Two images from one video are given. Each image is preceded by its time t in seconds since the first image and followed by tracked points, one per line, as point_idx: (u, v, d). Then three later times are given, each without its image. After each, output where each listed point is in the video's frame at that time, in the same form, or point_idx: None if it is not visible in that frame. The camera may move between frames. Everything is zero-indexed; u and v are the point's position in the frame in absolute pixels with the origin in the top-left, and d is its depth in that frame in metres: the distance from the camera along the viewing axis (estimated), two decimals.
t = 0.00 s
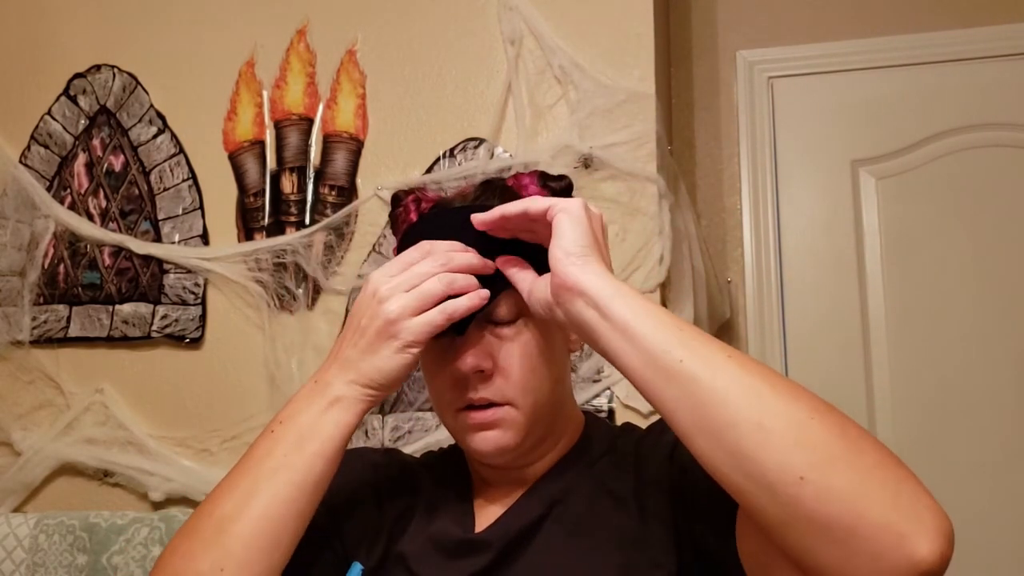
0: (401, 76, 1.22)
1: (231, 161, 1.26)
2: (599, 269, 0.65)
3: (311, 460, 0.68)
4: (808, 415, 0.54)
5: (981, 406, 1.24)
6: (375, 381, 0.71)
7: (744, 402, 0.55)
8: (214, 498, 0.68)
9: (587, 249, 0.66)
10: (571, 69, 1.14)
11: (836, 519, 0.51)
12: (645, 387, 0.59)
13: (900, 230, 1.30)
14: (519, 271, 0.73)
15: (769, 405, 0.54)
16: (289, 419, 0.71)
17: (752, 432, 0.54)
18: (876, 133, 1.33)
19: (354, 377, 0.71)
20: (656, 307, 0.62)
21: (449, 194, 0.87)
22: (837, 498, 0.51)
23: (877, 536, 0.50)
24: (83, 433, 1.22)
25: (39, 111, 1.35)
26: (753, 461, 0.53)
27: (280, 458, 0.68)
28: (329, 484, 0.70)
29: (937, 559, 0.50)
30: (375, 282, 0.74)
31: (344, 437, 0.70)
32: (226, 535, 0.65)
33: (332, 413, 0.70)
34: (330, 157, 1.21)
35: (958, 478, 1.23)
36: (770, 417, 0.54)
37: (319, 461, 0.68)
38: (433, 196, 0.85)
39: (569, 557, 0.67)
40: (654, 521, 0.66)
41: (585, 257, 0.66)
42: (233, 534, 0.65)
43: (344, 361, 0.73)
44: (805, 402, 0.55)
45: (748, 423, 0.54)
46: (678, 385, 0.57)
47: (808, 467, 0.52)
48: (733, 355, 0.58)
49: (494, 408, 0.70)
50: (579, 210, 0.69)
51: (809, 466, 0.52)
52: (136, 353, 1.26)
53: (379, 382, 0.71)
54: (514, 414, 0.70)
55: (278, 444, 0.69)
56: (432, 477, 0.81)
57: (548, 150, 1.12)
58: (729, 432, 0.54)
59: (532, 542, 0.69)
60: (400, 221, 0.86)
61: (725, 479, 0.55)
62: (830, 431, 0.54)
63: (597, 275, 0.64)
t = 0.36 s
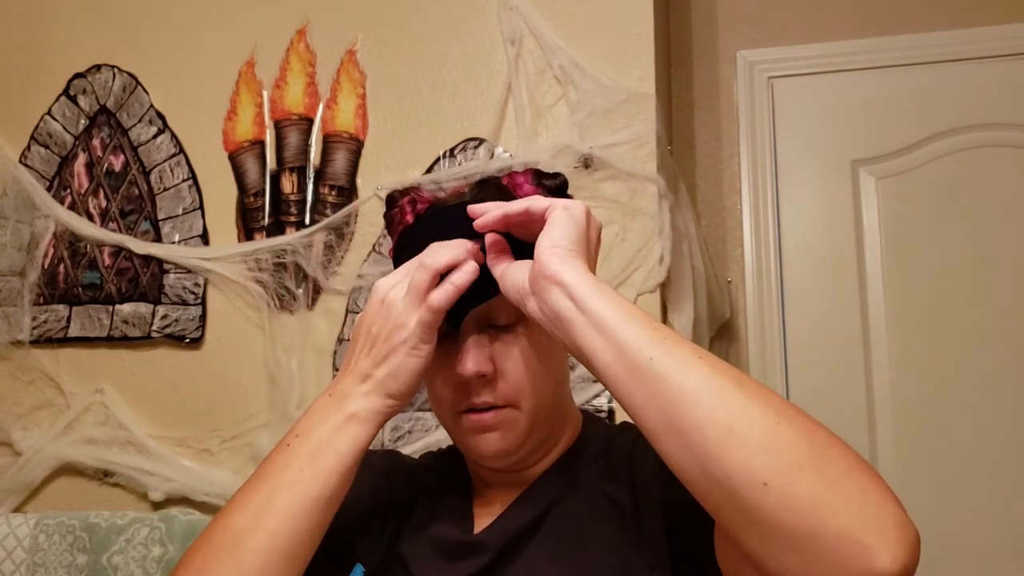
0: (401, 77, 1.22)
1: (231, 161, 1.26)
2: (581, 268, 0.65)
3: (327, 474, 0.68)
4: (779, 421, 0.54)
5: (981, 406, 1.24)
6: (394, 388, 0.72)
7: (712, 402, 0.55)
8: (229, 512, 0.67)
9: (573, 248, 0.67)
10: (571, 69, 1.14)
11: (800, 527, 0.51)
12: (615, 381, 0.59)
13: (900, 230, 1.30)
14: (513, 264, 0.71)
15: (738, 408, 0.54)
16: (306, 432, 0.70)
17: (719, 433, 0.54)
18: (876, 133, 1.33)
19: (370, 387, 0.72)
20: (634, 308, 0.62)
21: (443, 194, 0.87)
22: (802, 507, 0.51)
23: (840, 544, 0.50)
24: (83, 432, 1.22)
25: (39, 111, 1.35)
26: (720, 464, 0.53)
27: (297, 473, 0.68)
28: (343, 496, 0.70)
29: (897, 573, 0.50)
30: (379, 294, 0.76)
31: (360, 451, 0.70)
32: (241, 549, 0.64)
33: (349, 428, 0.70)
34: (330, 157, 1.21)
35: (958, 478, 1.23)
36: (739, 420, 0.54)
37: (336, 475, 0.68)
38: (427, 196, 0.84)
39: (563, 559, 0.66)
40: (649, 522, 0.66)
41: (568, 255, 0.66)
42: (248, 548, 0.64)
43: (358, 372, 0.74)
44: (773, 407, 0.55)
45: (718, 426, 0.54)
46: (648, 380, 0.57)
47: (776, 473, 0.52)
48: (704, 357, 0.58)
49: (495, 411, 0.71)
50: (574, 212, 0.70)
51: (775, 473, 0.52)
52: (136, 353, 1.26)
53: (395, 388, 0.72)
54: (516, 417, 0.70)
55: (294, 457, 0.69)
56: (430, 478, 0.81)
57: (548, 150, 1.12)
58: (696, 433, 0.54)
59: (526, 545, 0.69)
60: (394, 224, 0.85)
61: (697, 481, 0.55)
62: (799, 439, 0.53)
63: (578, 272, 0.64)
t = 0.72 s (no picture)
0: (401, 77, 1.22)
1: (231, 161, 1.26)
2: (585, 274, 0.64)
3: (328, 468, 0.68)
4: (783, 427, 0.54)
5: (981, 406, 1.24)
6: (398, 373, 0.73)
7: (717, 408, 0.55)
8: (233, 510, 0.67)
9: (576, 254, 0.67)
10: (571, 69, 1.14)
11: (804, 532, 0.51)
12: (619, 385, 0.59)
13: (900, 230, 1.30)
14: (512, 268, 0.70)
15: (742, 414, 0.54)
16: (307, 429, 0.70)
17: (723, 439, 0.54)
18: (876, 133, 1.33)
19: (374, 378, 0.73)
20: (638, 313, 0.62)
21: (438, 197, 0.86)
22: (806, 511, 0.51)
23: (844, 549, 0.50)
24: (83, 433, 1.22)
25: (39, 111, 1.35)
26: (725, 470, 0.53)
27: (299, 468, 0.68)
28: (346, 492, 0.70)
29: None
30: (387, 291, 0.78)
31: (361, 445, 0.70)
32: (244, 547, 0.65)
33: (355, 417, 0.71)
34: (330, 157, 1.21)
35: (957, 478, 1.23)
36: (743, 426, 0.54)
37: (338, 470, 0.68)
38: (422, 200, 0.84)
39: (564, 562, 0.66)
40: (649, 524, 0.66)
41: (573, 261, 0.66)
42: (259, 535, 0.65)
43: (362, 364, 0.74)
44: (777, 413, 0.55)
45: (722, 432, 0.54)
46: (651, 386, 0.57)
47: (780, 479, 0.52)
48: (708, 364, 0.58)
49: (498, 412, 0.70)
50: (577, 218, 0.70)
51: (779, 479, 0.52)
52: (136, 353, 1.26)
53: (398, 377, 0.72)
54: (519, 419, 0.70)
55: (296, 454, 0.69)
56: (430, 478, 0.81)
57: (548, 150, 1.12)
58: (701, 441, 0.54)
59: (527, 546, 0.69)
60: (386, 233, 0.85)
61: (699, 486, 0.55)
62: (804, 445, 0.53)
63: (581, 277, 0.64)
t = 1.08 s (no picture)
0: (401, 77, 1.22)
1: (231, 161, 1.26)
2: (596, 291, 0.64)
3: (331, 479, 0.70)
4: (795, 433, 0.54)
5: (981, 406, 1.24)
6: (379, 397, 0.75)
7: (730, 416, 0.55)
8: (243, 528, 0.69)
9: (587, 270, 0.67)
10: (571, 69, 1.14)
11: (822, 537, 0.51)
12: (635, 403, 0.59)
13: (899, 230, 1.31)
14: (526, 284, 0.70)
15: (755, 421, 0.54)
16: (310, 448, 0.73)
17: (738, 448, 0.54)
18: (876, 133, 1.33)
19: (360, 408, 0.75)
20: (649, 327, 0.62)
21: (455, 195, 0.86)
22: (822, 516, 0.51)
23: (863, 553, 0.50)
24: (83, 433, 1.22)
25: (39, 111, 1.35)
26: (740, 477, 0.53)
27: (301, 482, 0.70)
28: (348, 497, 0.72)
29: None
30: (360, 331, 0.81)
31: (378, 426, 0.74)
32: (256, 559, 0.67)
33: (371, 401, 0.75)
34: (330, 157, 1.21)
35: (956, 478, 1.23)
36: (757, 434, 0.54)
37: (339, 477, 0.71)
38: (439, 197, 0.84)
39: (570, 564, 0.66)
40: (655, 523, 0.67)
41: (584, 278, 0.66)
42: (302, 488, 0.70)
43: (348, 398, 0.76)
44: (791, 419, 0.55)
45: (736, 440, 0.54)
46: (665, 399, 0.57)
47: (796, 484, 0.52)
48: (721, 373, 0.58)
49: (507, 409, 0.71)
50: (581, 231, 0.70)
51: (794, 485, 0.52)
52: (136, 353, 1.26)
53: (380, 403, 0.75)
54: (527, 417, 0.71)
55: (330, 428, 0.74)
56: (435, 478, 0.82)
57: (548, 150, 1.12)
58: (715, 448, 0.54)
59: (532, 546, 0.69)
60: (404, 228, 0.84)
61: (713, 492, 0.55)
62: (817, 450, 0.53)
63: (592, 293, 0.64)
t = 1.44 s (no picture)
0: (401, 77, 1.22)
1: (231, 161, 1.26)
2: (609, 256, 0.65)
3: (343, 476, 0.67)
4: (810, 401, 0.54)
5: (981, 406, 1.24)
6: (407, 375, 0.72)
7: (748, 385, 0.55)
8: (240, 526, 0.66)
9: (598, 237, 0.67)
10: (571, 70, 1.14)
11: (838, 507, 0.51)
12: (652, 371, 0.59)
13: (899, 230, 1.31)
14: (540, 256, 0.71)
15: (773, 391, 0.54)
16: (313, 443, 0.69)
17: (755, 417, 0.54)
18: (876, 133, 1.33)
19: (385, 384, 0.72)
20: (662, 292, 0.63)
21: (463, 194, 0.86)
22: (839, 486, 0.51)
23: (879, 521, 0.50)
24: (83, 433, 1.22)
25: (39, 111, 1.36)
26: (758, 447, 0.53)
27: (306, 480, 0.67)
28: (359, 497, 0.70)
29: (934, 549, 0.50)
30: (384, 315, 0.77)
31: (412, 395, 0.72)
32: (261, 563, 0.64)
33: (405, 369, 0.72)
34: (330, 157, 1.21)
35: (956, 478, 1.23)
36: (775, 403, 0.54)
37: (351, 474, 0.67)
38: (447, 194, 0.83)
39: (575, 556, 0.67)
40: (655, 513, 0.66)
41: (596, 243, 0.66)
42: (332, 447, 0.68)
43: (372, 371, 0.73)
44: (807, 389, 0.55)
45: (753, 409, 0.54)
46: (681, 364, 0.57)
47: (813, 454, 0.52)
48: (738, 343, 0.58)
49: (512, 409, 0.71)
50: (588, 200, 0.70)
51: (812, 455, 0.52)
52: (136, 353, 1.26)
53: (410, 381, 0.72)
54: (532, 416, 0.71)
55: (361, 389, 0.72)
56: (434, 478, 0.81)
57: (548, 150, 1.12)
58: (732, 417, 0.54)
59: (538, 542, 0.69)
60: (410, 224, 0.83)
61: (729, 466, 0.55)
62: (832, 419, 0.54)
63: (605, 258, 0.64)
